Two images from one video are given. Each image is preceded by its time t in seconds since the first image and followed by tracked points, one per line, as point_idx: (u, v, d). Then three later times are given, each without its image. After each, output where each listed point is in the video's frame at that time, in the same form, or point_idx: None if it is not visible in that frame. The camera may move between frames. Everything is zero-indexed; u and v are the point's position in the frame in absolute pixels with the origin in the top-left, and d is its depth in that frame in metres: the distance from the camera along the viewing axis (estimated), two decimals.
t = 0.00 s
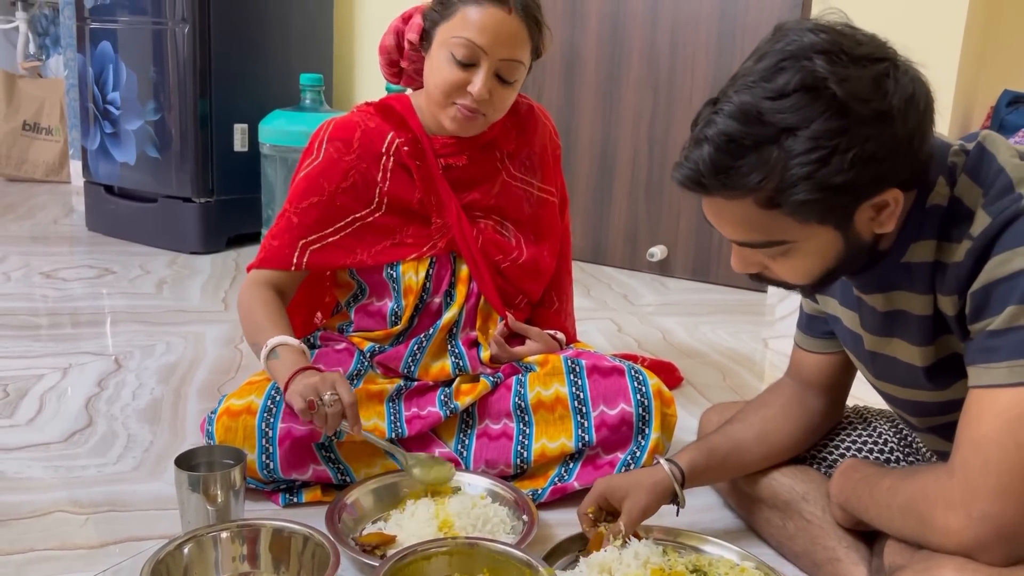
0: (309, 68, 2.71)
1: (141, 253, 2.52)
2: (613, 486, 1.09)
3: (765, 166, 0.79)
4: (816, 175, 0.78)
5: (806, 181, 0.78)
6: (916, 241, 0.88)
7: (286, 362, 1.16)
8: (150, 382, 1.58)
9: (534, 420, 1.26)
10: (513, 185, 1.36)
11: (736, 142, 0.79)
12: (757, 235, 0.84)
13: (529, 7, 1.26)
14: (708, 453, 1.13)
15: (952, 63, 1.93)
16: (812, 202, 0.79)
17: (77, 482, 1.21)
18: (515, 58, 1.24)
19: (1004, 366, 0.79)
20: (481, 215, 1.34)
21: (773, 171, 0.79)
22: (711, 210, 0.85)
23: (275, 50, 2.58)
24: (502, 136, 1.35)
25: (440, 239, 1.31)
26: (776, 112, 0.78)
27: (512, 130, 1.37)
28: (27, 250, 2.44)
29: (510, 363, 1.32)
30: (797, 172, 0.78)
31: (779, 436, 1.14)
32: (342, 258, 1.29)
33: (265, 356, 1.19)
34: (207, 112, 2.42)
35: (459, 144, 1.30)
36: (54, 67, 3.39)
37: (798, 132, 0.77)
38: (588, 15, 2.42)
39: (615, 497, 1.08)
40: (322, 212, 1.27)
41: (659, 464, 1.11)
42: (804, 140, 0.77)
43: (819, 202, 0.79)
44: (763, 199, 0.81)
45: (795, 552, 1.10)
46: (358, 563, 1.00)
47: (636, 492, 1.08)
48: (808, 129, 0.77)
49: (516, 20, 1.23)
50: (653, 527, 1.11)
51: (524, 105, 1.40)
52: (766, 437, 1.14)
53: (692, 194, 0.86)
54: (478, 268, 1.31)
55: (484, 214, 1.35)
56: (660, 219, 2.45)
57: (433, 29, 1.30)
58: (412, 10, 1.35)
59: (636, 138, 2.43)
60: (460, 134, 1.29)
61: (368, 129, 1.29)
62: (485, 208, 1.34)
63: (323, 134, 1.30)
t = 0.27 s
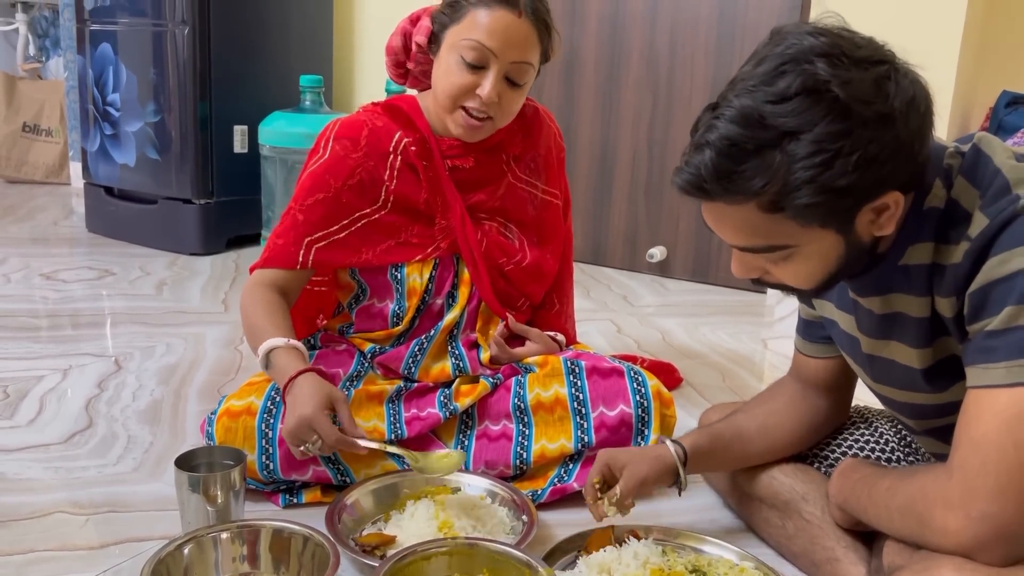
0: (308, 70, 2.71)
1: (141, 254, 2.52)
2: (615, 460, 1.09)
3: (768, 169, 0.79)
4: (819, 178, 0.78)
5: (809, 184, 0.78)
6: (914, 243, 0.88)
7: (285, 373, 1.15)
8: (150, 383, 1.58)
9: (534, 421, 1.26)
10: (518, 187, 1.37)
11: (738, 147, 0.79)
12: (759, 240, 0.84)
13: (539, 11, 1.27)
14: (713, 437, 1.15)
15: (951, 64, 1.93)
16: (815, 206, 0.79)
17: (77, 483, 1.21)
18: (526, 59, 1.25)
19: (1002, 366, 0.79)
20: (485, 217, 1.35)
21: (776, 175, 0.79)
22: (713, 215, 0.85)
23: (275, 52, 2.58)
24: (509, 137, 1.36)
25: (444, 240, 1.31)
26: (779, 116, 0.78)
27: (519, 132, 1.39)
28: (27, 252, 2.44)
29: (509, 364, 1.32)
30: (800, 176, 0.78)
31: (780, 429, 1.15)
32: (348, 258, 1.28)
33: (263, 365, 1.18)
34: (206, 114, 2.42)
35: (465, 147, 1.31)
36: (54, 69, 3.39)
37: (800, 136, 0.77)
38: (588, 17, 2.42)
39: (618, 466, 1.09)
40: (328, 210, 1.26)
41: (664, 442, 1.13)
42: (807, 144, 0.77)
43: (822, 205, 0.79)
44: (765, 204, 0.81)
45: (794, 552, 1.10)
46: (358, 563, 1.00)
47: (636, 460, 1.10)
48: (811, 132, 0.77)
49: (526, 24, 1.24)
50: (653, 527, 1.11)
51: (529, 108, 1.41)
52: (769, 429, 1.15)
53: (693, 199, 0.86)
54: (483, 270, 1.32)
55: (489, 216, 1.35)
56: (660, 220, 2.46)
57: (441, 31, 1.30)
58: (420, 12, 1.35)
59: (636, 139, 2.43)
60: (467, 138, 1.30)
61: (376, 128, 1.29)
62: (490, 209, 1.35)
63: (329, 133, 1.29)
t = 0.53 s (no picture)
0: (308, 71, 2.72)
1: (140, 255, 2.52)
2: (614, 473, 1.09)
3: (764, 175, 0.79)
4: (815, 182, 0.78)
5: (805, 189, 0.78)
6: (910, 244, 0.88)
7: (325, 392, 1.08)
8: (150, 383, 1.58)
9: (534, 422, 1.26)
10: (525, 189, 1.38)
11: (733, 152, 0.80)
12: (756, 243, 0.84)
13: (551, 8, 1.28)
14: (712, 448, 1.14)
15: (949, 64, 1.93)
16: (811, 211, 0.79)
17: (77, 483, 1.21)
18: (537, 55, 1.26)
19: (999, 365, 0.79)
20: (493, 220, 1.35)
21: (772, 180, 0.79)
22: (709, 220, 0.86)
23: (274, 53, 2.59)
24: (516, 139, 1.36)
25: (452, 243, 1.31)
26: (773, 121, 0.78)
27: (525, 133, 1.39)
28: (27, 252, 2.45)
29: (509, 365, 1.33)
30: (796, 180, 0.78)
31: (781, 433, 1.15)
32: (370, 259, 1.24)
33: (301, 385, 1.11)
34: (206, 114, 2.42)
35: (476, 148, 1.30)
36: (53, 69, 3.39)
37: (795, 141, 0.78)
38: (587, 17, 2.43)
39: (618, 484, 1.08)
40: (348, 210, 1.23)
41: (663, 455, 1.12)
42: (802, 149, 0.77)
43: (818, 210, 0.79)
44: (761, 208, 0.81)
45: (792, 551, 1.10)
46: (358, 563, 1.00)
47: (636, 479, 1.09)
48: (806, 137, 0.77)
49: (538, 20, 1.25)
50: (651, 526, 1.11)
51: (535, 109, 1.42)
52: (770, 434, 1.15)
53: (689, 204, 0.86)
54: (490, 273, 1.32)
55: (495, 218, 1.36)
56: (659, 220, 2.46)
57: (451, 30, 1.30)
58: (426, 13, 1.36)
59: (635, 139, 2.43)
60: (479, 137, 1.30)
61: (386, 128, 1.27)
62: (497, 212, 1.35)
63: (339, 134, 1.27)
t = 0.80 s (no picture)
0: (307, 70, 2.72)
1: (140, 254, 2.52)
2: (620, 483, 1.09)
3: (764, 173, 0.79)
4: (816, 180, 0.78)
5: (806, 187, 0.78)
6: (910, 242, 0.88)
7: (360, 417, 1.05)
8: (150, 382, 1.58)
9: (533, 421, 1.26)
10: (531, 190, 1.38)
11: (734, 150, 0.80)
12: (756, 240, 0.84)
13: (561, 7, 1.28)
14: (713, 457, 1.13)
15: (948, 63, 1.93)
16: (811, 209, 0.79)
17: (77, 482, 1.21)
18: (548, 54, 1.25)
19: (998, 363, 0.79)
20: (499, 222, 1.35)
21: (772, 178, 0.79)
22: (708, 217, 0.86)
23: (273, 52, 2.58)
24: (523, 141, 1.36)
25: (460, 247, 1.30)
26: (774, 119, 0.78)
27: (532, 134, 1.39)
28: (26, 251, 2.44)
29: (510, 364, 1.33)
30: (796, 178, 0.78)
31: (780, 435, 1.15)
32: (387, 265, 1.22)
33: (332, 404, 1.08)
34: (205, 113, 2.42)
35: (486, 151, 1.30)
36: (52, 69, 3.39)
37: (796, 139, 0.78)
38: (586, 16, 2.43)
39: (620, 495, 1.08)
40: (363, 214, 1.21)
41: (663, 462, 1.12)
42: (803, 147, 0.77)
43: (819, 208, 0.79)
44: (761, 206, 0.81)
45: (792, 550, 1.10)
46: (357, 562, 1.00)
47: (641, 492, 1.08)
48: (807, 135, 0.77)
49: (549, 18, 1.25)
50: (651, 525, 1.11)
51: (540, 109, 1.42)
52: (771, 439, 1.15)
53: (689, 202, 0.86)
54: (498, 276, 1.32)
55: (502, 221, 1.36)
56: (659, 219, 2.46)
57: (459, 31, 1.30)
58: (432, 12, 1.36)
59: (634, 138, 2.43)
60: (487, 139, 1.29)
61: (396, 131, 1.24)
62: (504, 214, 1.35)
63: (347, 138, 1.24)
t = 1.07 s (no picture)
0: (306, 68, 2.71)
1: (139, 252, 2.52)
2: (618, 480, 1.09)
3: (765, 169, 0.79)
4: (817, 177, 0.78)
5: (806, 184, 0.78)
6: (908, 240, 0.88)
7: (356, 416, 1.05)
8: (148, 380, 1.58)
9: (532, 419, 1.26)
10: (532, 189, 1.37)
11: (734, 146, 0.79)
12: (756, 237, 0.84)
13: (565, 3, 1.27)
14: (713, 451, 1.13)
15: (948, 61, 1.93)
16: (812, 205, 0.79)
17: (75, 480, 1.21)
18: (552, 50, 1.25)
19: (997, 360, 0.79)
20: (500, 221, 1.35)
21: (773, 175, 0.78)
22: (708, 214, 0.85)
23: (272, 50, 2.58)
24: (525, 140, 1.35)
25: (460, 247, 1.30)
26: (775, 115, 0.78)
27: (533, 132, 1.38)
28: (25, 249, 2.44)
29: (509, 363, 1.32)
30: (797, 175, 0.78)
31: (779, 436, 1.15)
32: (386, 266, 1.22)
33: (327, 404, 1.09)
34: (204, 111, 2.42)
35: (486, 150, 1.30)
36: (51, 66, 3.37)
37: (797, 135, 0.77)
38: (586, 14, 2.42)
39: (619, 492, 1.08)
40: (363, 213, 1.20)
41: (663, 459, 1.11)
42: (804, 143, 0.77)
43: (819, 205, 0.79)
44: (762, 203, 0.80)
45: (791, 547, 1.10)
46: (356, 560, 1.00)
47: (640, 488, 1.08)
48: (808, 132, 0.77)
49: (553, 15, 1.24)
50: (649, 522, 1.11)
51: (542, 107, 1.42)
52: (770, 435, 1.15)
53: (688, 199, 0.86)
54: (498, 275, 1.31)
55: (503, 220, 1.36)
56: (658, 217, 2.46)
57: (462, 28, 1.29)
58: (433, 9, 1.36)
59: (634, 136, 2.43)
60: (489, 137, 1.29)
61: (396, 129, 1.24)
62: (505, 214, 1.35)
63: (348, 136, 1.24)
